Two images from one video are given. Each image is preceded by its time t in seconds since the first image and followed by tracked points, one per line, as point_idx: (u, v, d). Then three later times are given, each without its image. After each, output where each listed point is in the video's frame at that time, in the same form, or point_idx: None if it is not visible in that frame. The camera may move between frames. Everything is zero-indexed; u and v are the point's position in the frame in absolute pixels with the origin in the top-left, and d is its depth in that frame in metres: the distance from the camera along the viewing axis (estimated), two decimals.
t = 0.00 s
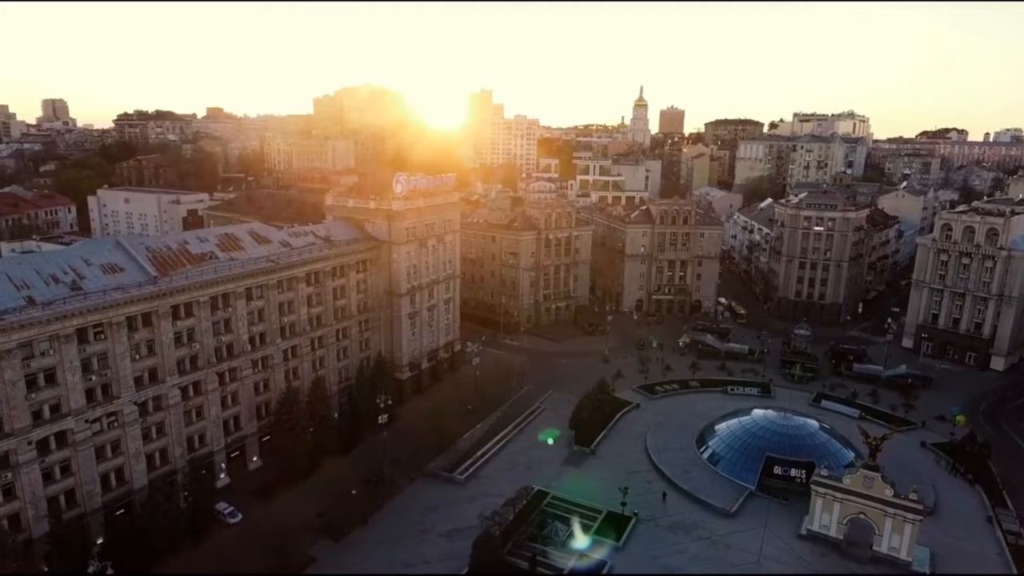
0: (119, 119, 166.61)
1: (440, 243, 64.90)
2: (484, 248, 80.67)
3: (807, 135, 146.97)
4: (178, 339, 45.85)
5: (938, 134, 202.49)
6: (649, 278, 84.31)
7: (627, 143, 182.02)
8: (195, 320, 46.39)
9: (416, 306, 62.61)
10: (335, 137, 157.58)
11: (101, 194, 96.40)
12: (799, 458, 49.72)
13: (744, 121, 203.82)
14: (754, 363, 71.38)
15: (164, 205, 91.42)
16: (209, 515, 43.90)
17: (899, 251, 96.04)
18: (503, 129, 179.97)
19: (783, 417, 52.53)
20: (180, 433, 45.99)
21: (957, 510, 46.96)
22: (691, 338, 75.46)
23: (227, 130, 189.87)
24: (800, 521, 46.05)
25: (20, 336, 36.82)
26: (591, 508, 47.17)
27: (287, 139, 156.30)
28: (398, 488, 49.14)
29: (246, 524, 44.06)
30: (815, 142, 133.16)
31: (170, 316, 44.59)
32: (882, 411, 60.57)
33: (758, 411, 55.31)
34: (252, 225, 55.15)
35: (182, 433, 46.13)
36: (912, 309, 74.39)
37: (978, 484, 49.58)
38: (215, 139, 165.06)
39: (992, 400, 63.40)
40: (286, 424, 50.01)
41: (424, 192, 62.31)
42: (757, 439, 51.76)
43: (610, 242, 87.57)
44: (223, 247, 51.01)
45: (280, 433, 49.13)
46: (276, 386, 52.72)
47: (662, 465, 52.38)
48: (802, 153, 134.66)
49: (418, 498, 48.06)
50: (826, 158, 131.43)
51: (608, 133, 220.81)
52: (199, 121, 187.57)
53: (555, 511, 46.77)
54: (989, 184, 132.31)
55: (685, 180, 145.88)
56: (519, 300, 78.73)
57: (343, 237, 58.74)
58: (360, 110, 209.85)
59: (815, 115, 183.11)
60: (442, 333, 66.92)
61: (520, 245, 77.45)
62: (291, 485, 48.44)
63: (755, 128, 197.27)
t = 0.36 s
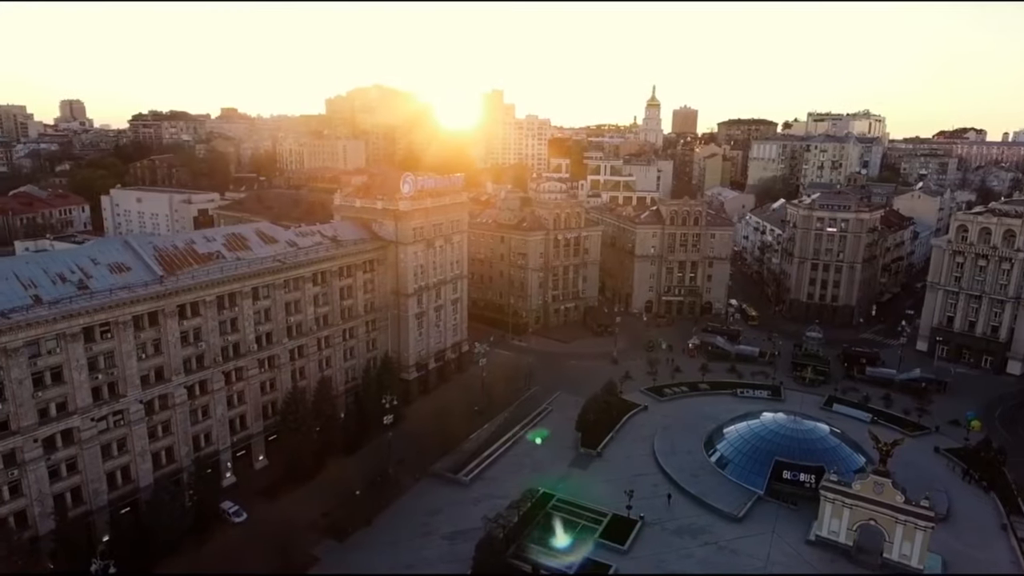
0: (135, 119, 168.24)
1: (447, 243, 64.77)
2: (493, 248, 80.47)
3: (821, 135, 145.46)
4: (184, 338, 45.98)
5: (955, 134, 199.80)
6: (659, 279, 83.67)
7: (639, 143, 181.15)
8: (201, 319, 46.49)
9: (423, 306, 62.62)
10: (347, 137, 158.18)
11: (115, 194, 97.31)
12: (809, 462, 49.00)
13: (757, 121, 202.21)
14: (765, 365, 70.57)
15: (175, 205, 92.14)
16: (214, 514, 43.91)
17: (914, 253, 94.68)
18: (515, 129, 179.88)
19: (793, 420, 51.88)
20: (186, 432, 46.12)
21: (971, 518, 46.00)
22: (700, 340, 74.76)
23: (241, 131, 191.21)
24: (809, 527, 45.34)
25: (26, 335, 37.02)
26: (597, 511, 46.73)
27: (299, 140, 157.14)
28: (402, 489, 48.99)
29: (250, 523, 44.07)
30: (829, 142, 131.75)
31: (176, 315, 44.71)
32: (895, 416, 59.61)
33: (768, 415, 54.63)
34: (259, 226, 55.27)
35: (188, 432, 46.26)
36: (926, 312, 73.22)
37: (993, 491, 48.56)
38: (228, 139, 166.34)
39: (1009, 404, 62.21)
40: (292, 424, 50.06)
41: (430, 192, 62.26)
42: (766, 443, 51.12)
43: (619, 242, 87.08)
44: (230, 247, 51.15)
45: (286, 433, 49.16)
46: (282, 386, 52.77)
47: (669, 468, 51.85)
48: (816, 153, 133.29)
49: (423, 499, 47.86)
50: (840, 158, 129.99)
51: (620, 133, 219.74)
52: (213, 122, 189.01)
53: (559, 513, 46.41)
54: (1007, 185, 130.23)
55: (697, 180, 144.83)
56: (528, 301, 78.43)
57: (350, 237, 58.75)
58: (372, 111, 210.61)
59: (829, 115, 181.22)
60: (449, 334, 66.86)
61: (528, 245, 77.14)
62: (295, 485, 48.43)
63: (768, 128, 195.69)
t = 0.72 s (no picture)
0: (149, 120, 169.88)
1: (455, 244, 64.59)
2: (501, 249, 80.30)
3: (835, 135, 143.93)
4: (190, 337, 46.09)
5: (973, 134, 196.91)
6: (668, 280, 83.04)
7: (651, 143, 180.21)
8: (207, 318, 46.60)
9: (430, 306, 62.50)
10: (358, 137, 158.70)
11: (127, 193, 98.18)
12: (818, 467, 48.31)
13: (771, 121, 200.54)
14: (775, 368, 69.77)
15: (186, 205, 92.79)
16: (218, 513, 43.97)
17: (929, 255, 93.25)
18: (526, 129, 179.63)
19: (803, 424, 51.17)
20: (191, 431, 46.26)
21: (984, 525, 45.05)
22: (710, 341, 74.05)
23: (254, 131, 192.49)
24: (817, 533, 44.66)
25: (32, 333, 37.25)
26: (602, 514, 46.30)
27: (311, 140, 157.90)
28: (406, 489, 48.82)
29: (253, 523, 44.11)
30: (843, 142, 130.30)
31: (181, 314, 44.83)
32: (908, 421, 58.63)
33: (777, 418, 53.95)
34: (266, 225, 55.37)
35: (193, 431, 46.40)
36: (941, 315, 72.01)
37: (1007, 498, 47.56)
38: (240, 139, 167.49)
39: None
40: (297, 424, 50.08)
41: (438, 192, 62.09)
42: (774, 447, 50.46)
43: (629, 243, 86.53)
44: (236, 246, 51.27)
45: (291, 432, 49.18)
46: (288, 385, 52.82)
47: (675, 471, 51.33)
48: (830, 154, 131.86)
49: (427, 500, 47.66)
50: (854, 158, 128.50)
51: (632, 133, 218.87)
52: (226, 122, 190.46)
53: (564, 516, 46.06)
54: None
55: (709, 180, 143.79)
56: (536, 302, 78.13)
57: (357, 237, 58.68)
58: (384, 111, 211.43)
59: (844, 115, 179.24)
60: (456, 334, 66.73)
61: (536, 245, 76.79)
62: (299, 485, 48.43)
63: (782, 128, 194.06)
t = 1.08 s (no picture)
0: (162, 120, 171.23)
1: (461, 244, 64.44)
2: (508, 249, 80.13)
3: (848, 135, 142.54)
4: (194, 337, 46.17)
5: (989, 135, 194.41)
6: (677, 282, 82.45)
7: (662, 143, 179.36)
8: (212, 318, 46.70)
9: (436, 306, 62.42)
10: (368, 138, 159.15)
11: (138, 193, 98.89)
12: (826, 471, 47.66)
13: (783, 121, 199.06)
14: (784, 370, 69.04)
15: (196, 205, 93.27)
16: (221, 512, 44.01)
17: (942, 257, 92.04)
18: (535, 129, 179.34)
19: (811, 428, 50.50)
20: (195, 430, 46.35)
21: (996, 532, 44.19)
22: (718, 343, 73.43)
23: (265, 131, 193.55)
24: (825, 538, 44.05)
25: (37, 333, 37.40)
26: (606, 517, 45.91)
27: (321, 140, 158.55)
28: (409, 491, 48.64)
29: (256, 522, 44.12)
30: (855, 142, 129.01)
31: (186, 314, 44.92)
32: (919, 425, 57.78)
33: (785, 421, 53.31)
34: (272, 226, 55.44)
35: (198, 430, 46.50)
36: (953, 317, 70.96)
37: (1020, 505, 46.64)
38: (251, 139, 168.45)
39: None
40: (301, 423, 50.08)
41: (444, 193, 61.95)
42: (782, 451, 49.86)
43: (637, 243, 86.04)
44: (242, 246, 51.37)
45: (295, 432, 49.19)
46: (293, 385, 52.87)
47: (681, 475, 50.83)
48: (842, 154, 130.59)
49: (430, 501, 47.44)
50: (866, 158, 127.14)
51: (642, 133, 218.06)
52: (238, 122, 191.64)
53: (567, 519, 45.72)
54: None
55: (720, 181, 142.78)
56: (543, 302, 77.84)
57: (363, 238, 58.62)
58: (395, 112, 212.03)
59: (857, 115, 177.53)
60: (462, 335, 66.65)
61: (544, 245, 76.48)
62: (303, 485, 48.41)
63: (794, 128, 192.59)
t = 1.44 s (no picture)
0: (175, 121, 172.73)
1: (467, 244, 64.27)
2: (516, 250, 79.88)
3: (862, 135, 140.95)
4: (199, 336, 46.27)
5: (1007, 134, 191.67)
6: (686, 283, 81.77)
7: (674, 144, 178.36)
8: (217, 318, 46.80)
9: (441, 307, 62.32)
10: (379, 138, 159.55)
11: (150, 193, 99.70)
12: (835, 476, 46.88)
13: (796, 121, 197.32)
14: (794, 373, 68.19)
15: (206, 204, 93.81)
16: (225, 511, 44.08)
17: (957, 259, 90.64)
18: (546, 129, 178.94)
19: (820, 432, 49.73)
20: (200, 429, 46.48)
21: (1010, 540, 43.20)
22: (727, 345, 72.68)
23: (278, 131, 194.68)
24: (833, 544, 43.31)
25: (42, 332, 37.61)
26: (610, 520, 45.47)
27: (333, 141, 159.20)
28: (412, 491, 48.43)
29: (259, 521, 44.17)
30: (870, 142, 127.49)
31: (191, 313, 45.04)
32: (931, 430, 56.76)
33: (794, 424, 52.57)
34: (278, 226, 55.51)
35: (202, 429, 46.62)
36: (968, 320, 69.71)
37: None
38: (263, 140, 169.42)
39: None
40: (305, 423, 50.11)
41: (450, 193, 61.79)
42: (790, 455, 49.14)
43: (646, 244, 85.46)
44: (247, 246, 51.46)
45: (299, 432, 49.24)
46: (298, 385, 52.90)
47: (687, 479, 50.25)
48: (856, 154, 129.10)
49: (433, 502, 47.18)
50: (881, 158, 125.59)
51: (654, 133, 217.01)
52: (251, 123, 193.04)
53: (571, 522, 45.31)
54: None
55: (732, 181, 141.61)
56: (551, 303, 77.54)
57: (369, 238, 58.55)
58: (406, 112, 212.57)
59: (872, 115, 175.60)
60: (468, 335, 66.52)
61: (551, 246, 76.16)
62: (306, 485, 48.41)
63: (807, 128, 190.86)
